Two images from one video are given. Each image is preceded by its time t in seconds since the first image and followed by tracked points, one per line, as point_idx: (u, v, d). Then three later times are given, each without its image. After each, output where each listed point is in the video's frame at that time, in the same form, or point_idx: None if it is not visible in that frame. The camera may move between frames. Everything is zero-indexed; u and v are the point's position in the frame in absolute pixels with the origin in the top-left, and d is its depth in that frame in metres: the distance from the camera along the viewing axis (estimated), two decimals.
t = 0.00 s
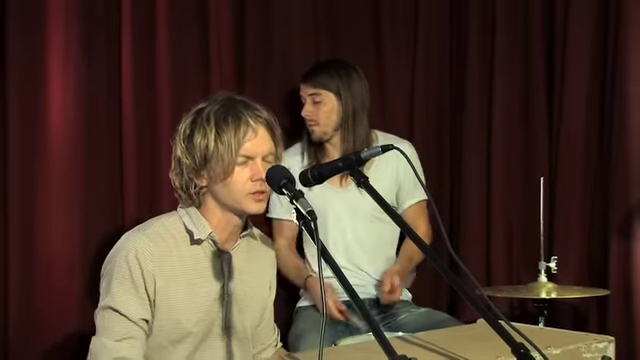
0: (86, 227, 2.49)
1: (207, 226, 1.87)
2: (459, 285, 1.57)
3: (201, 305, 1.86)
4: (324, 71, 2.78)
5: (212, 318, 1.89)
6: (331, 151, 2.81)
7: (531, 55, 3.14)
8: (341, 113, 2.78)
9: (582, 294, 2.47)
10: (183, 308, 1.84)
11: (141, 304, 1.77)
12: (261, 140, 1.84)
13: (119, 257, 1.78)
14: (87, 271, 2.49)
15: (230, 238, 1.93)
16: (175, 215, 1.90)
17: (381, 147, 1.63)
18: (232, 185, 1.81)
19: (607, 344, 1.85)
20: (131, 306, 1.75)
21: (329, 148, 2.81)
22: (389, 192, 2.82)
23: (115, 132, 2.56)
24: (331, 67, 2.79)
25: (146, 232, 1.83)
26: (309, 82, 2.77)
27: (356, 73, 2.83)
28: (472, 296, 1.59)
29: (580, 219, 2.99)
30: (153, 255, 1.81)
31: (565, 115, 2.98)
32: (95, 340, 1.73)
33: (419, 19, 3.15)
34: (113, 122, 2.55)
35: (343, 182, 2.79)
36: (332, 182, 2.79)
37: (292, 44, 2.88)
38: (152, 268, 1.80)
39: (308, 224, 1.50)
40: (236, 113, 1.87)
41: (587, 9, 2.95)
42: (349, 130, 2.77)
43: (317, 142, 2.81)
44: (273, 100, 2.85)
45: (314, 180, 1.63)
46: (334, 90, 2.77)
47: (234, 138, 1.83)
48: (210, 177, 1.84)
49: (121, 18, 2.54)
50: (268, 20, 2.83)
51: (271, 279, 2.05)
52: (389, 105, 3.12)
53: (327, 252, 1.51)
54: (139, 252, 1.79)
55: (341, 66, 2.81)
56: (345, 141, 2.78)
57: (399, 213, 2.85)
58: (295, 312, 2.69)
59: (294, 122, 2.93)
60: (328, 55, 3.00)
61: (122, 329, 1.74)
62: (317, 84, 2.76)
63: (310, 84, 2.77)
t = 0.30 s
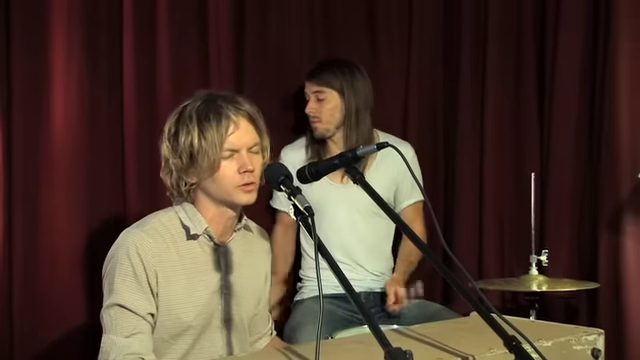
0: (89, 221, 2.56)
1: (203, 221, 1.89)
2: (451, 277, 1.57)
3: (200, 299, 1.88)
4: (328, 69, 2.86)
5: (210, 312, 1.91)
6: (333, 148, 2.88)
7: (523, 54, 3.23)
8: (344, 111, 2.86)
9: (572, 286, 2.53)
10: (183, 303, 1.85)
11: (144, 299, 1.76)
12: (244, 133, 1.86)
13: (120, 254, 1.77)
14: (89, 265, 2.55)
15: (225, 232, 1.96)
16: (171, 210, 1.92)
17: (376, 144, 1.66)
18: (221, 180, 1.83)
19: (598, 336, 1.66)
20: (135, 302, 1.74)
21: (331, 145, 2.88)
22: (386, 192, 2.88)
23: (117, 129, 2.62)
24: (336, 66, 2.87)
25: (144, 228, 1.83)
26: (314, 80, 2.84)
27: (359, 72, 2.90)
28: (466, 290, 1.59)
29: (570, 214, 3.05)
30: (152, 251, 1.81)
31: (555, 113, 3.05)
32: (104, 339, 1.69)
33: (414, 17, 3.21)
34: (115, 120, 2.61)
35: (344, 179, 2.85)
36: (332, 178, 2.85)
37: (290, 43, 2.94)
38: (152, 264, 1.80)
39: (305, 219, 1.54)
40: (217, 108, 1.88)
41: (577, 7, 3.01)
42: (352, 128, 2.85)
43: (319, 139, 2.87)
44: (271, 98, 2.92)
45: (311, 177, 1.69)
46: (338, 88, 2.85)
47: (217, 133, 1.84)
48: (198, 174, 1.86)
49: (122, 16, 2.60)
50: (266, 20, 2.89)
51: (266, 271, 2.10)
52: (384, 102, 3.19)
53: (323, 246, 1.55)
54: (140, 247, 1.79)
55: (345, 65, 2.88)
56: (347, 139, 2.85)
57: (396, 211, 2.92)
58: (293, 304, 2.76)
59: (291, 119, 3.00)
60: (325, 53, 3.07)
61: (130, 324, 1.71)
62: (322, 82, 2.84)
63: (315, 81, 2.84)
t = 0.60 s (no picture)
0: (90, 218, 2.62)
1: (195, 221, 1.94)
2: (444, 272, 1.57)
3: (191, 297, 1.94)
4: (328, 62, 2.93)
5: (203, 308, 1.96)
6: (332, 139, 2.94)
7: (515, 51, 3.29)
8: (343, 102, 2.92)
9: (563, 282, 2.60)
10: (173, 301, 1.91)
11: (129, 298, 1.81)
12: (231, 136, 1.89)
13: (110, 252, 1.82)
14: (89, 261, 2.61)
15: (219, 231, 2.00)
16: (164, 210, 1.96)
17: (371, 143, 1.64)
18: (210, 183, 1.87)
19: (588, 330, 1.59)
20: (117, 300, 1.78)
21: (329, 137, 2.94)
22: (381, 187, 3.00)
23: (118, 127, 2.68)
24: (336, 59, 2.94)
25: (136, 228, 1.88)
26: (315, 72, 2.91)
27: (359, 65, 2.97)
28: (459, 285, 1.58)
29: (561, 210, 3.12)
30: (142, 251, 1.85)
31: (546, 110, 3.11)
32: (81, 332, 1.75)
33: (409, 14, 3.27)
34: (117, 118, 2.67)
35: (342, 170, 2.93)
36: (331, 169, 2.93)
37: (288, 41, 3.00)
38: (140, 264, 1.84)
39: (302, 216, 1.53)
40: (203, 113, 1.92)
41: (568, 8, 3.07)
42: (350, 120, 2.92)
43: (318, 130, 2.94)
44: (269, 95, 2.98)
45: (308, 175, 1.68)
46: (338, 80, 2.92)
47: (203, 138, 1.88)
48: (187, 178, 1.91)
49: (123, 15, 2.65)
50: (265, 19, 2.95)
51: (260, 265, 2.15)
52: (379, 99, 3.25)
53: (320, 244, 1.54)
54: (128, 248, 1.83)
55: (345, 59, 2.95)
56: (346, 130, 2.92)
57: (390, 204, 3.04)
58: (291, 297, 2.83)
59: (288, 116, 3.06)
60: (322, 51, 3.13)
61: (108, 321, 1.76)
62: (323, 74, 2.90)
63: (316, 73, 2.91)
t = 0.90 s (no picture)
0: (93, 214, 2.68)
1: (188, 219, 1.97)
2: (438, 268, 1.60)
3: (187, 293, 1.97)
4: (321, 63, 2.99)
5: (200, 302, 2.00)
6: (326, 139, 3.01)
7: (506, 49, 3.36)
8: (336, 103, 2.98)
9: (553, 276, 2.67)
10: (169, 297, 1.95)
11: (126, 297, 1.85)
12: (225, 137, 1.91)
13: (106, 251, 1.85)
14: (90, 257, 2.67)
15: (212, 228, 2.02)
16: (159, 208, 1.99)
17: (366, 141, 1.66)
18: (204, 183, 1.89)
19: (577, 324, 1.64)
20: (115, 297, 1.83)
21: (323, 136, 3.01)
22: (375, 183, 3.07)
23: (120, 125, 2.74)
24: (330, 60, 3.00)
25: (131, 227, 1.91)
26: (307, 73, 2.97)
27: (351, 67, 3.03)
28: (452, 279, 1.61)
29: (551, 207, 3.19)
30: (138, 249, 1.89)
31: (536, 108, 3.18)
32: (79, 329, 1.81)
33: (403, 12, 3.34)
34: (118, 116, 2.74)
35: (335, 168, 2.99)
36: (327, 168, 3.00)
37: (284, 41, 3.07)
38: (136, 262, 1.88)
39: (299, 213, 1.55)
40: (198, 114, 1.94)
41: (558, 8, 3.14)
42: (344, 120, 2.99)
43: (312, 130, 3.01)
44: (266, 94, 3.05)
45: (305, 172, 1.69)
46: (331, 81, 2.98)
47: (198, 139, 1.90)
48: (181, 176, 1.93)
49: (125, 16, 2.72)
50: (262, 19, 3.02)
51: (253, 259, 2.19)
52: (374, 97, 3.32)
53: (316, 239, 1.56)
54: (124, 247, 1.87)
55: (338, 60, 3.01)
56: (340, 130, 2.98)
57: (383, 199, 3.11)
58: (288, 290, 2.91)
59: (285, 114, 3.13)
60: (317, 49, 3.19)
61: (105, 318, 1.81)
62: (316, 75, 2.97)
63: (308, 74, 2.97)
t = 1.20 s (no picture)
0: (89, 212, 2.73)
1: (184, 217, 2.02)
2: (429, 264, 1.65)
3: (182, 290, 2.01)
4: (301, 66, 3.04)
5: (194, 299, 2.04)
6: (310, 139, 3.06)
7: (496, 49, 3.42)
8: (317, 103, 3.05)
9: (542, 272, 2.73)
10: (164, 294, 1.98)
11: (121, 293, 1.89)
12: (229, 140, 1.97)
13: (102, 248, 1.90)
14: (86, 255, 2.71)
15: (207, 225, 2.07)
16: (155, 206, 2.03)
17: (359, 139, 1.70)
18: (205, 184, 1.95)
19: (565, 318, 1.69)
20: (109, 294, 1.87)
21: (307, 136, 3.07)
22: (364, 178, 3.12)
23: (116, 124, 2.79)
24: (309, 63, 3.05)
25: (127, 226, 1.95)
26: (287, 76, 3.02)
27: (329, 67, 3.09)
28: (444, 276, 1.64)
29: (540, 203, 3.24)
30: (133, 247, 1.93)
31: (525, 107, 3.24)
32: (74, 325, 1.85)
33: (394, 12, 3.40)
34: (115, 114, 2.78)
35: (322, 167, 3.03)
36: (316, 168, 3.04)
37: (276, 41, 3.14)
38: (132, 259, 1.92)
39: (293, 210, 1.58)
40: (205, 116, 1.98)
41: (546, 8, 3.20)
42: (325, 120, 3.05)
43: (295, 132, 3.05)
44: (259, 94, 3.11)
45: (298, 170, 1.71)
46: (311, 82, 3.03)
47: (204, 141, 1.94)
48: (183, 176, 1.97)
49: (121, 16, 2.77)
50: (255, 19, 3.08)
51: (247, 256, 2.24)
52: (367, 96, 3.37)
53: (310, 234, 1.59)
54: (119, 245, 1.91)
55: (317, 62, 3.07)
56: (323, 128, 3.05)
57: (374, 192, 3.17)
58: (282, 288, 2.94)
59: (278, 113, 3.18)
60: (311, 48, 3.24)
61: (100, 315, 1.85)
62: (296, 77, 3.01)
63: (288, 77, 3.01)
